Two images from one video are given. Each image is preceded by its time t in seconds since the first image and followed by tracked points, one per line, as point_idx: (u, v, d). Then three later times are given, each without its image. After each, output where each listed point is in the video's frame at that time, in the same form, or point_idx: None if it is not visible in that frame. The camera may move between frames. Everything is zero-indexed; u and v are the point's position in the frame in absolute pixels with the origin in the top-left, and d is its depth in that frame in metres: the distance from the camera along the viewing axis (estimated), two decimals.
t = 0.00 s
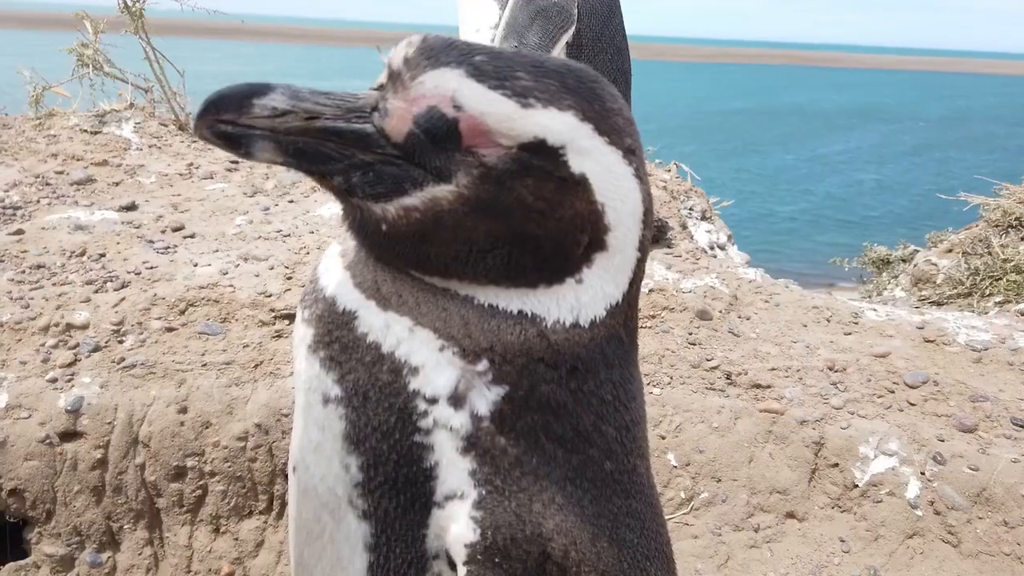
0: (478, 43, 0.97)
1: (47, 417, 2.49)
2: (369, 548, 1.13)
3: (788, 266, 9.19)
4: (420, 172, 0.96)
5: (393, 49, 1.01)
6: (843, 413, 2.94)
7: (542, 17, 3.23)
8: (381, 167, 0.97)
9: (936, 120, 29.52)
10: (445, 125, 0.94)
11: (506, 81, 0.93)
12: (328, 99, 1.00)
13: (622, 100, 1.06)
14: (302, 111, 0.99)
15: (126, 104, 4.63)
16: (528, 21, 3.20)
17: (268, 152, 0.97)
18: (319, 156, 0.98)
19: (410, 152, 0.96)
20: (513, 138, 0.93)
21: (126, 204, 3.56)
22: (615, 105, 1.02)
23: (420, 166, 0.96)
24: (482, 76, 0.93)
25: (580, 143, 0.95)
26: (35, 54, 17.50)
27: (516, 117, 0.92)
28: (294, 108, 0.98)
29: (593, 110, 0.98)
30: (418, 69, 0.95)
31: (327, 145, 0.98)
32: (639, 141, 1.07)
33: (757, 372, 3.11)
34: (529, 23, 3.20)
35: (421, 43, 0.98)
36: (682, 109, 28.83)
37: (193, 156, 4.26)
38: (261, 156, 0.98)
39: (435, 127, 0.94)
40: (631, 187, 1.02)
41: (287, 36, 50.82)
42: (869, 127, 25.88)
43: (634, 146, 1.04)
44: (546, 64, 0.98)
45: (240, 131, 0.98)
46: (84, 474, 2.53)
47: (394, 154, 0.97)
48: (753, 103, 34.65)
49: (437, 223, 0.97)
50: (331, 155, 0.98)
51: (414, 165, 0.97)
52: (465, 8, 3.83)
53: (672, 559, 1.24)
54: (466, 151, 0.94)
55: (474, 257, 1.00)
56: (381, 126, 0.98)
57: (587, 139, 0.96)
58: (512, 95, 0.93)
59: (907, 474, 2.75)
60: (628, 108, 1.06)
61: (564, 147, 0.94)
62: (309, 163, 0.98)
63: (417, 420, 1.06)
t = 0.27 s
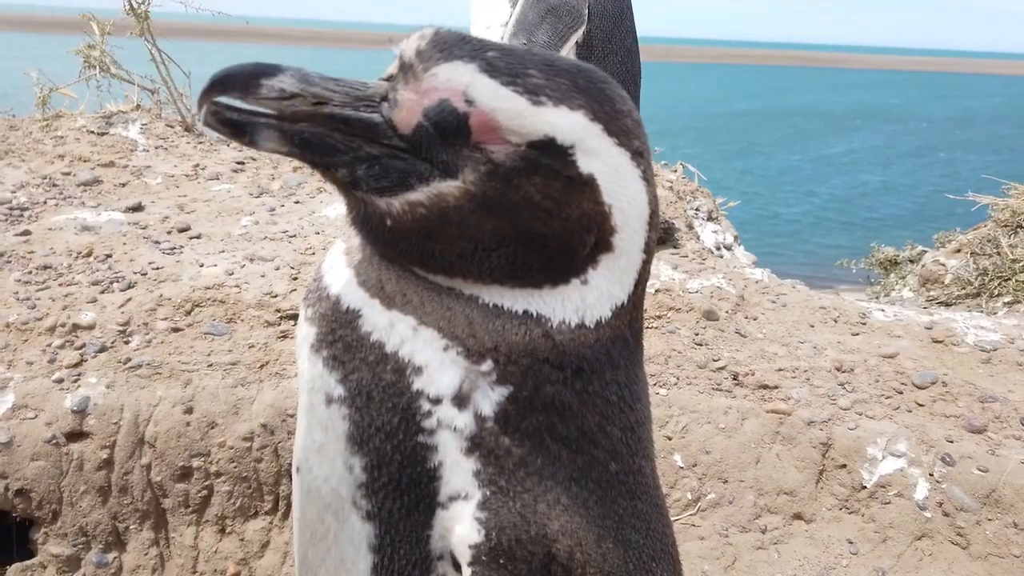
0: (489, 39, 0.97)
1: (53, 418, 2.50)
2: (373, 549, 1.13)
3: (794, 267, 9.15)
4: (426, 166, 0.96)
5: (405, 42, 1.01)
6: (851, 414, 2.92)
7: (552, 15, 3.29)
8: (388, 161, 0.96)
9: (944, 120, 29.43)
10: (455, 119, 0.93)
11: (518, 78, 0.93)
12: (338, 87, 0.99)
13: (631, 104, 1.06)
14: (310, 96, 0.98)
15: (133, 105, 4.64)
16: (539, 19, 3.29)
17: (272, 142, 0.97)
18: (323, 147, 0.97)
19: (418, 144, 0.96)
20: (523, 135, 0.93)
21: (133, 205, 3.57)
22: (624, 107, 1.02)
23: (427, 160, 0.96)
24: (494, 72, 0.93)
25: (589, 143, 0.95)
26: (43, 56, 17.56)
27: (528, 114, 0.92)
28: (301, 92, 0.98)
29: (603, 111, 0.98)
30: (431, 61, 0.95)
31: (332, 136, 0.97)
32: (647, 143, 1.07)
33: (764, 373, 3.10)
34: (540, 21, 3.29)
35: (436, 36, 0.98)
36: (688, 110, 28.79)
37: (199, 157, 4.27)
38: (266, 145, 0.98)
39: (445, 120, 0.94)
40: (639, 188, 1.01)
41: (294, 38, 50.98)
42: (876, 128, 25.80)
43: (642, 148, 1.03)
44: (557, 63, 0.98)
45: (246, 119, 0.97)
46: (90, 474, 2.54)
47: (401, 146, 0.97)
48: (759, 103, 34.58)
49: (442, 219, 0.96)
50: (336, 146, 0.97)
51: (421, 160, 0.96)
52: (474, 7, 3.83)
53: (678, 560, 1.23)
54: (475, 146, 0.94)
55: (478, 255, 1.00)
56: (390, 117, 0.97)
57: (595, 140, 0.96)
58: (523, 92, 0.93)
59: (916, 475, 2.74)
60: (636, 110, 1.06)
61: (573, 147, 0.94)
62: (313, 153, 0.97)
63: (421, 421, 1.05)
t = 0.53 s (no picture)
0: (501, 54, 0.99)
1: (64, 428, 2.51)
2: (385, 557, 1.14)
3: (798, 273, 9.17)
4: (439, 178, 0.97)
5: (418, 56, 1.02)
6: (857, 421, 2.93)
7: (562, 27, 3.33)
8: (401, 173, 0.98)
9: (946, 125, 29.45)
10: (467, 132, 0.95)
11: (529, 93, 0.95)
12: (353, 101, 1.01)
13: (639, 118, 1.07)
14: (325, 110, 1.00)
15: (140, 116, 4.67)
16: (549, 30, 3.32)
17: (289, 151, 0.98)
18: (339, 158, 0.99)
19: (431, 156, 0.97)
20: (534, 148, 0.95)
21: (141, 215, 3.59)
22: (633, 122, 1.03)
23: (440, 172, 0.97)
24: (506, 87, 0.95)
25: (598, 157, 0.97)
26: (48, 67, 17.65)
27: (539, 128, 0.94)
28: (317, 107, 0.99)
29: (612, 126, 0.99)
30: (443, 75, 0.96)
31: (348, 148, 0.99)
32: (655, 157, 1.08)
33: (770, 380, 3.10)
34: (550, 32, 3.32)
35: (450, 51, 1.00)
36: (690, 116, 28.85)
37: (206, 167, 4.30)
38: (282, 154, 0.99)
39: (457, 134, 0.96)
40: (647, 202, 1.03)
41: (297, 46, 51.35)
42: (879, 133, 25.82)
43: (649, 163, 1.05)
44: (567, 78, 1.00)
45: (262, 129, 0.99)
46: (101, 484, 2.56)
47: (414, 158, 0.98)
48: (761, 109, 34.65)
49: (453, 231, 0.98)
50: (351, 158, 0.99)
51: (433, 172, 0.98)
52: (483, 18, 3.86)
53: (687, 567, 1.24)
54: (486, 159, 0.96)
55: (489, 266, 1.01)
56: (403, 130, 0.99)
57: (605, 154, 0.97)
58: (534, 107, 0.95)
59: (922, 482, 2.74)
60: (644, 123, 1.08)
61: (583, 161, 0.96)
62: (328, 165, 0.99)
63: (432, 430, 1.07)
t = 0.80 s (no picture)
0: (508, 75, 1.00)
1: (69, 448, 2.52)
2: None
3: (800, 288, 9.16)
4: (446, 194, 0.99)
5: (427, 76, 1.04)
6: (861, 436, 2.92)
7: (560, 45, 3.35)
8: (407, 188, 0.99)
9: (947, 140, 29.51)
10: (475, 149, 0.96)
11: (536, 112, 0.97)
12: (362, 117, 1.02)
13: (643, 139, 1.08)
14: (335, 125, 1.01)
15: (145, 136, 4.70)
16: (547, 48, 3.33)
17: (298, 164, 1.00)
18: (347, 173, 1.00)
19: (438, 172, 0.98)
20: (539, 166, 0.96)
21: (146, 235, 3.61)
22: (637, 143, 1.05)
23: (446, 189, 0.99)
24: (513, 105, 0.96)
25: (603, 177, 0.98)
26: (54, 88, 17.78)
27: (545, 146, 0.95)
28: (327, 122, 1.01)
29: (616, 145, 1.00)
30: (452, 93, 0.98)
31: (355, 163, 1.00)
32: (659, 176, 1.09)
33: (774, 396, 3.10)
34: (548, 50, 3.33)
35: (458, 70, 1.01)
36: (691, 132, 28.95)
37: (210, 187, 4.32)
38: (291, 168, 1.00)
39: (465, 150, 0.97)
40: (651, 222, 1.04)
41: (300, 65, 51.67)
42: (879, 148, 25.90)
43: (653, 184, 1.06)
44: (573, 99, 1.01)
45: (273, 141, 1.00)
46: (105, 504, 2.56)
47: (422, 173, 0.99)
48: (761, 125, 34.78)
49: (459, 246, 0.98)
50: (359, 173, 1.00)
51: (439, 188, 0.99)
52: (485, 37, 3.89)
53: None
54: (492, 176, 0.97)
55: (493, 284, 1.02)
56: (411, 146, 1.00)
57: (610, 173, 0.98)
58: (541, 125, 0.96)
59: (928, 498, 2.73)
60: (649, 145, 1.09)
61: (587, 179, 0.97)
62: (336, 179, 1.00)
63: (436, 455, 1.07)
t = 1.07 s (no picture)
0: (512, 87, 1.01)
1: (68, 466, 2.51)
2: None
3: (799, 303, 9.16)
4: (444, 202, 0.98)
5: (433, 83, 1.04)
6: (864, 451, 2.91)
7: (561, 60, 3.37)
8: (404, 197, 0.99)
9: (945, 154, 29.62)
10: (477, 157, 0.96)
11: (539, 125, 0.97)
12: (366, 112, 1.01)
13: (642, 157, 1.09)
14: (339, 118, 1.00)
15: (146, 154, 4.71)
16: (548, 64, 3.34)
17: (295, 169, 1.00)
18: (344, 177, 1.00)
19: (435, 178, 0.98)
20: (539, 179, 0.96)
21: (146, 252, 3.62)
22: (636, 161, 1.05)
23: (443, 197, 0.98)
24: (517, 117, 0.97)
25: (602, 192, 0.99)
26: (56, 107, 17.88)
27: (547, 160, 0.96)
28: (331, 114, 1.00)
29: (616, 162, 1.01)
30: (458, 100, 0.98)
31: (354, 169, 1.00)
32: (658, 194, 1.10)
33: (775, 411, 3.09)
34: (549, 65, 3.34)
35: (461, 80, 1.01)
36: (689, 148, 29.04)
37: (211, 204, 4.33)
38: (288, 172, 1.00)
39: (467, 158, 0.97)
40: (648, 240, 1.04)
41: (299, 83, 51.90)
42: (877, 162, 25.98)
43: (651, 202, 1.06)
44: (575, 114, 1.02)
45: (271, 145, 1.00)
46: (104, 522, 2.55)
47: (419, 178, 0.99)
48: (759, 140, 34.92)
49: (455, 256, 0.98)
50: (357, 178, 1.00)
51: (437, 196, 0.99)
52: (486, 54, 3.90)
53: None
54: (491, 186, 0.97)
55: (489, 295, 1.01)
56: (413, 149, 1.00)
57: (609, 189, 0.99)
58: (544, 139, 0.97)
59: (930, 513, 2.72)
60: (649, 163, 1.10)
61: (587, 195, 0.98)
62: (333, 184, 1.00)
63: (434, 477, 1.07)
